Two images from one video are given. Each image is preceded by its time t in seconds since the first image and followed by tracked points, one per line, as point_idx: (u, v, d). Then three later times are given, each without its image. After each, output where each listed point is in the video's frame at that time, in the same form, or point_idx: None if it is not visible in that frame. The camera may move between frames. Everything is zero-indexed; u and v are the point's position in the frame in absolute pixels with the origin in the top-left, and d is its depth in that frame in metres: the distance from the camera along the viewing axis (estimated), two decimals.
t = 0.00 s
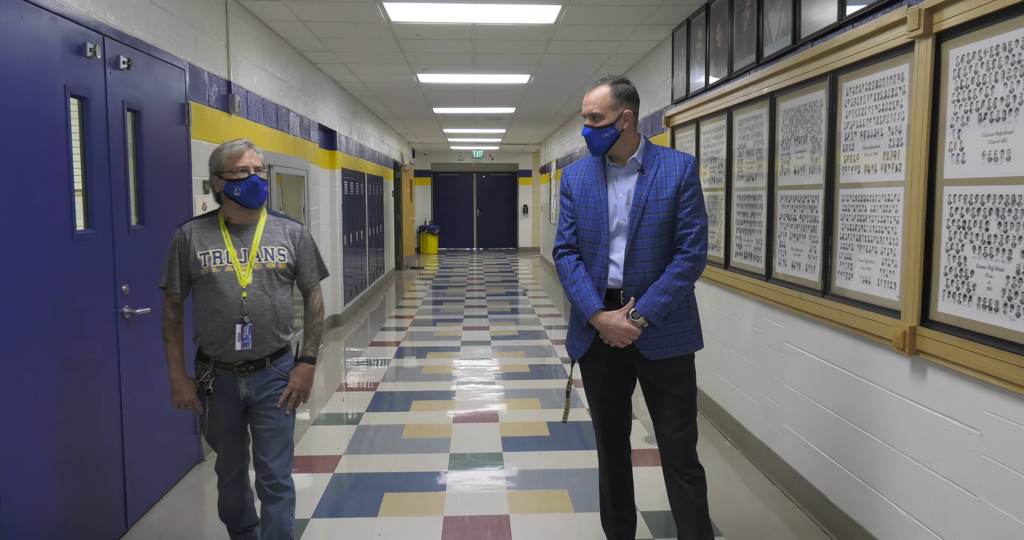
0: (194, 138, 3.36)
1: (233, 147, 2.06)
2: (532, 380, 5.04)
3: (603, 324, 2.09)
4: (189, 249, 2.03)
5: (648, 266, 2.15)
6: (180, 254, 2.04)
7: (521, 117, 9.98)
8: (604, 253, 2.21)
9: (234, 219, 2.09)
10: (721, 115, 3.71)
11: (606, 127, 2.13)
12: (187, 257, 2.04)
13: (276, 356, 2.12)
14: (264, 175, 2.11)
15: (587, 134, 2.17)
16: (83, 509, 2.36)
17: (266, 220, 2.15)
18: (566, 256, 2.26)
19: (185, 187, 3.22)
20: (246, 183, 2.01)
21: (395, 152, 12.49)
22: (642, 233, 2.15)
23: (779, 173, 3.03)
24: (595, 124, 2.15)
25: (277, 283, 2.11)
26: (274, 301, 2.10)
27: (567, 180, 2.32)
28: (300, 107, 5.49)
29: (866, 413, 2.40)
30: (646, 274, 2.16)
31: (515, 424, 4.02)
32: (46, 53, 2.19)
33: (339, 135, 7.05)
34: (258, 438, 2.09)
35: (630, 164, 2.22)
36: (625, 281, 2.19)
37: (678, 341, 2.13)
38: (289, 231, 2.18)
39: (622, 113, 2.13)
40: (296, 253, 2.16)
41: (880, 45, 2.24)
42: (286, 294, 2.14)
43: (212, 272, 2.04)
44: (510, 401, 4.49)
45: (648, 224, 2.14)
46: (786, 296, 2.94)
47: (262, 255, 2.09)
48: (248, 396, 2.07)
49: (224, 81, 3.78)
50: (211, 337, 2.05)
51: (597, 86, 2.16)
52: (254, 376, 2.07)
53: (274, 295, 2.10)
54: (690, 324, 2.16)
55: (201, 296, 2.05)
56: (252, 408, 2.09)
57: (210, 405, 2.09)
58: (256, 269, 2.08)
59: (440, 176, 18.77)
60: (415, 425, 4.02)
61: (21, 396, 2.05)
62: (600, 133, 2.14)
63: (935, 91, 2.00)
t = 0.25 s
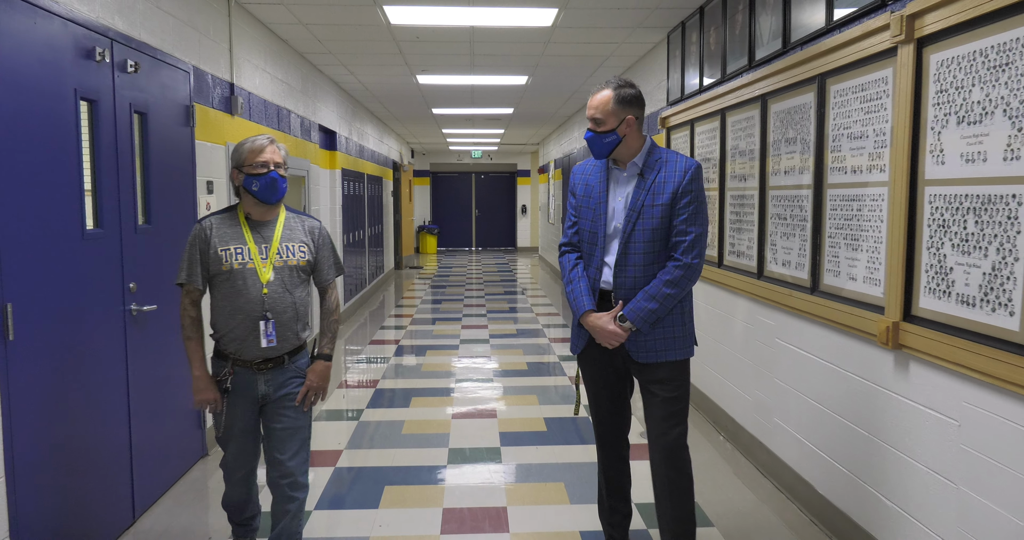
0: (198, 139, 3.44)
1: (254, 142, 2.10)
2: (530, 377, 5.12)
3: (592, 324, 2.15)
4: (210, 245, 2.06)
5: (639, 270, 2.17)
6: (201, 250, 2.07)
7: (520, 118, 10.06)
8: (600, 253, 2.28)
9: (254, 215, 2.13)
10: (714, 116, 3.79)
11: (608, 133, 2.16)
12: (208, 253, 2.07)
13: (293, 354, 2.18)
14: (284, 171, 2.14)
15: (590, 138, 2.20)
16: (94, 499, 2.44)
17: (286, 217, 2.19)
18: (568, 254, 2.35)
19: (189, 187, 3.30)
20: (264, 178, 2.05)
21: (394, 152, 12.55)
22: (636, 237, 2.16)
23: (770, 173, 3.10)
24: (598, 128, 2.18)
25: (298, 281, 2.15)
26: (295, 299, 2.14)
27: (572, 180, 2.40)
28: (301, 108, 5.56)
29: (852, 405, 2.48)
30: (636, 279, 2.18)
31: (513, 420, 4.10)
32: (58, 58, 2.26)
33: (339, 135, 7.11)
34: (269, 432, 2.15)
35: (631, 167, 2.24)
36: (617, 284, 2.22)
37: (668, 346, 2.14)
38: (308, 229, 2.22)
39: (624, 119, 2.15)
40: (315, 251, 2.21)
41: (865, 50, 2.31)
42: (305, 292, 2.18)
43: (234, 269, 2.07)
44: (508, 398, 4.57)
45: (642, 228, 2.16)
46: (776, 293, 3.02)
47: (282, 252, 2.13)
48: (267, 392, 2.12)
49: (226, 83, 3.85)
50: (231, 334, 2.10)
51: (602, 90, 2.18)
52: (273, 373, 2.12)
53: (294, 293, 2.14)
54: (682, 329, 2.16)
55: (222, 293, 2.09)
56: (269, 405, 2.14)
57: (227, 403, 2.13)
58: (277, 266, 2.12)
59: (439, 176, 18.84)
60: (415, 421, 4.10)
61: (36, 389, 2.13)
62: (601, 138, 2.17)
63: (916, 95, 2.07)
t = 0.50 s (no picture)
0: (202, 141, 3.51)
1: (266, 143, 2.09)
2: (528, 375, 5.19)
3: (590, 318, 2.23)
4: (228, 245, 2.04)
5: (634, 269, 2.21)
6: (218, 250, 2.04)
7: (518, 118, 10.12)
8: (604, 250, 2.35)
9: (268, 215, 2.13)
10: (708, 118, 3.86)
11: (616, 130, 2.18)
12: (224, 253, 2.05)
13: (306, 351, 2.20)
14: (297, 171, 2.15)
15: (599, 134, 2.22)
16: (103, 491, 2.50)
17: (299, 217, 2.21)
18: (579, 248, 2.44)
19: (194, 188, 3.36)
20: (279, 180, 2.05)
21: (393, 153, 12.61)
22: (634, 235, 2.20)
23: (761, 174, 3.18)
24: (607, 125, 2.20)
25: (312, 280, 2.18)
26: (310, 298, 2.17)
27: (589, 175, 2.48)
28: (302, 109, 5.63)
29: (841, 400, 2.55)
30: (631, 277, 2.22)
31: (512, 417, 4.17)
32: (69, 62, 2.33)
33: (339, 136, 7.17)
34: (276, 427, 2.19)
35: (639, 164, 2.25)
36: (615, 281, 2.27)
37: (661, 345, 2.17)
38: (320, 228, 2.26)
39: (633, 116, 2.16)
40: (328, 251, 2.25)
41: (851, 55, 2.39)
42: (318, 291, 2.21)
43: (252, 269, 2.07)
44: (506, 395, 4.64)
45: (639, 227, 2.19)
46: (768, 291, 3.09)
47: (298, 251, 2.14)
48: (283, 389, 2.13)
49: (229, 85, 3.92)
50: (248, 333, 2.08)
51: (613, 86, 2.18)
52: (289, 370, 2.14)
53: (309, 291, 2.17)
54: (678, 329, 2.17)
55: (238, 292, 2.08)
56: (282, 401, 2.16)
57: (240, 402, 2.09)
58: (293, 265, 2.13)
59: (439, 177, 18.91)
60: (415, 418, 4.17)
61: (49, 383, 2.20)
62: (610, 134, 2.19)
63: (900, 99, 2.14)
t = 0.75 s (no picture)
0: (207, 142, 3.56)
1: (280, 142, 2.15)
2: (528, 373, 5.24)
3: (597, 315, 2.20)
4: (238, 241, 2.09)
5: (640, 267, 2.17)
6: (227, 246, 2.08)
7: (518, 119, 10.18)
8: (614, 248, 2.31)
9: (279, 214, 2.19)
10: (705, 119, 3.92)
11: (627, 128, 2.17)
12: (233, 249, 2.09)
13: (308, 350, 2.24)
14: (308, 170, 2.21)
15: (610, 133, 2.21)
16: (111, 486, 2.55)
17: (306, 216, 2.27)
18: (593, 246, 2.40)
19: (199, 189, 3.42)
20: (298, 180, 2.11)
21: (394, 153, 12.66)
22: (640, 233, 2.17)
23: (756, 175, 3.23)
24: (618, 123, 2.19)
25: (318, 278, 2.24)
26: (316, 296, 2.23)
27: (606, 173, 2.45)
28: (304, 110, 5.68)
29: (833, 395, 2.60)
30: (638, 275, 2.18)
31: (511, 414, 4.23)
32: (79, 66, 2.39)
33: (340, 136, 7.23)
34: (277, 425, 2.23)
35: (649, 162, 2.23)
36: (623, 279, 2.23)
37: (665, 345, 2.11)
38: (326, 229, 2.34)
39: (644, 115, 2.15)
40: (333, 251, 2.32)
41: (842, 58, 2.44)
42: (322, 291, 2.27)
43: (261, 265, 2.12)
44: (506, 392, 4.70)
45: (645, 225, 2.16)
46: (763, 289, 3.15)
47: (307, 250, 2.21)
48: (284, 387, 2.16)
49: (233, 87, 3.98)
50: (253, 329, 2.12)
51: (626, 85, 2.18)
52: (291, 368, 2.17)
53: (315, 290, 2.22)
54: (683, 330, 2.11)
55: (245, 288, 2.12)
56: (284, 400, 2.19)
57: (241, 399, 2.11)
58: (302, 264, 2.19)
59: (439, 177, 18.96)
60: (416, 415, 4.22)
61: (59, 379, 2.26)
62: (621, 133, 2.18)
63: (888, 102, 2.20)
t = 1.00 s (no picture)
0: (212, 143, 3.62)
1: (270, 144, 2.14)
2: (528, 372, 5.30)
3: (601, 316, 2.13)
4: (235, 241, 2.08)
5: (648, 270, 2.11)
6: (223, 247, 2.07)
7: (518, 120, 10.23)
8: (621, 250, 2.24)
9: (273, 215, 2.18)
10: (703, 121, 3.97)
11: (635, 129, 2.11)
12: (230, 250, 2.08)
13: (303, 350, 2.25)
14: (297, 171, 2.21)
15: (619, 133, 2.15)
16: (117, 480, 2.60)
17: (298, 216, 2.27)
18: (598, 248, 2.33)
19: (203, 189, 3.47)
20: (292, 183, 2.11)
21: (394, 154, 12.71)
22: (648, 235, 2.11)
23: (753, 176, 3.29)
24: (626, 124, 2.13)
25: (313, 277, 2.26)
26: (313, 295, 2.25)
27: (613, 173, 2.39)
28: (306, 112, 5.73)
29: (827, 393, 2.65)
30: (645, 278, 2.12)
31: (511, 412, 4.28)
32: (88, 69, 2.44)
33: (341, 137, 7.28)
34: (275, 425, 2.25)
35: (657, 163, 2.17)
36: (629, 281, 2.16)
37: (672, 348, 2.06)
38: (318, 228, 2.35)
39: (652, 116, 2.09)
40: (325, 250, 2.34)
41: (836, 62, 2.49)
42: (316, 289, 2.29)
43: (259, 266, 2.12)
44: (505, 391, 4.75)
45: (653, 227, 2.11)
46: (758, 289, 3.20)
47: (302, 249, 2.23)
48: (281, 389, 2.17)
49: (237, 89, 4.04)
50: (250, 330, 2.11)
51: (635, 86, 2.12)
52: (287, 369, 2.18)
53: (311, 288, 2.25)
54: (689, 334, 2.06)
55: (242, 289, 2.11)
56: (280, 401, 2.20)
57: (238, 401, 2.09)
58: (298, 263, 2.21)
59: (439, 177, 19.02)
60: (416, 413, 4.27)
61: (68, 375, 2.30)
62: (629, 133, 2.12)
63: (880, 106, 2.25)
